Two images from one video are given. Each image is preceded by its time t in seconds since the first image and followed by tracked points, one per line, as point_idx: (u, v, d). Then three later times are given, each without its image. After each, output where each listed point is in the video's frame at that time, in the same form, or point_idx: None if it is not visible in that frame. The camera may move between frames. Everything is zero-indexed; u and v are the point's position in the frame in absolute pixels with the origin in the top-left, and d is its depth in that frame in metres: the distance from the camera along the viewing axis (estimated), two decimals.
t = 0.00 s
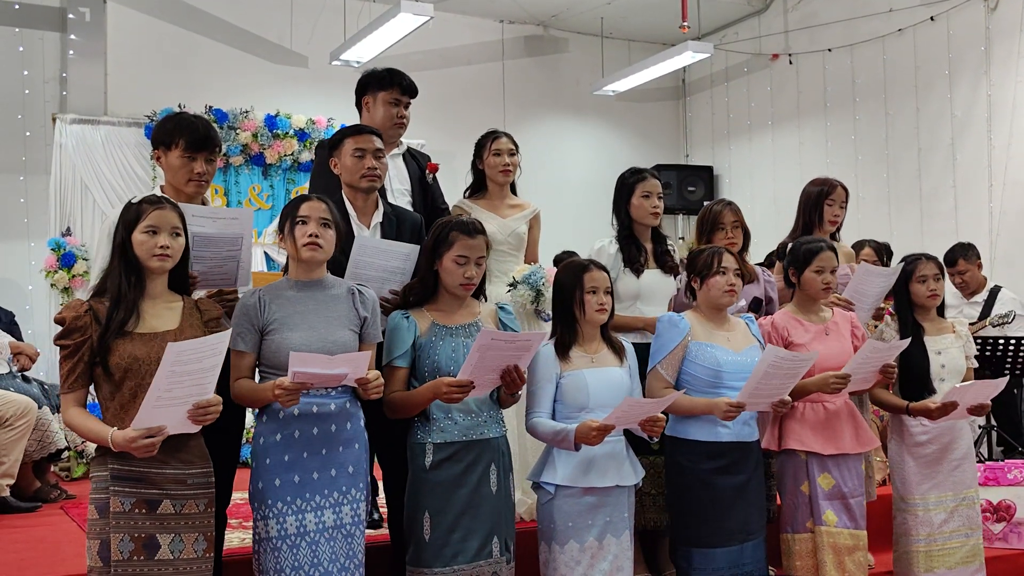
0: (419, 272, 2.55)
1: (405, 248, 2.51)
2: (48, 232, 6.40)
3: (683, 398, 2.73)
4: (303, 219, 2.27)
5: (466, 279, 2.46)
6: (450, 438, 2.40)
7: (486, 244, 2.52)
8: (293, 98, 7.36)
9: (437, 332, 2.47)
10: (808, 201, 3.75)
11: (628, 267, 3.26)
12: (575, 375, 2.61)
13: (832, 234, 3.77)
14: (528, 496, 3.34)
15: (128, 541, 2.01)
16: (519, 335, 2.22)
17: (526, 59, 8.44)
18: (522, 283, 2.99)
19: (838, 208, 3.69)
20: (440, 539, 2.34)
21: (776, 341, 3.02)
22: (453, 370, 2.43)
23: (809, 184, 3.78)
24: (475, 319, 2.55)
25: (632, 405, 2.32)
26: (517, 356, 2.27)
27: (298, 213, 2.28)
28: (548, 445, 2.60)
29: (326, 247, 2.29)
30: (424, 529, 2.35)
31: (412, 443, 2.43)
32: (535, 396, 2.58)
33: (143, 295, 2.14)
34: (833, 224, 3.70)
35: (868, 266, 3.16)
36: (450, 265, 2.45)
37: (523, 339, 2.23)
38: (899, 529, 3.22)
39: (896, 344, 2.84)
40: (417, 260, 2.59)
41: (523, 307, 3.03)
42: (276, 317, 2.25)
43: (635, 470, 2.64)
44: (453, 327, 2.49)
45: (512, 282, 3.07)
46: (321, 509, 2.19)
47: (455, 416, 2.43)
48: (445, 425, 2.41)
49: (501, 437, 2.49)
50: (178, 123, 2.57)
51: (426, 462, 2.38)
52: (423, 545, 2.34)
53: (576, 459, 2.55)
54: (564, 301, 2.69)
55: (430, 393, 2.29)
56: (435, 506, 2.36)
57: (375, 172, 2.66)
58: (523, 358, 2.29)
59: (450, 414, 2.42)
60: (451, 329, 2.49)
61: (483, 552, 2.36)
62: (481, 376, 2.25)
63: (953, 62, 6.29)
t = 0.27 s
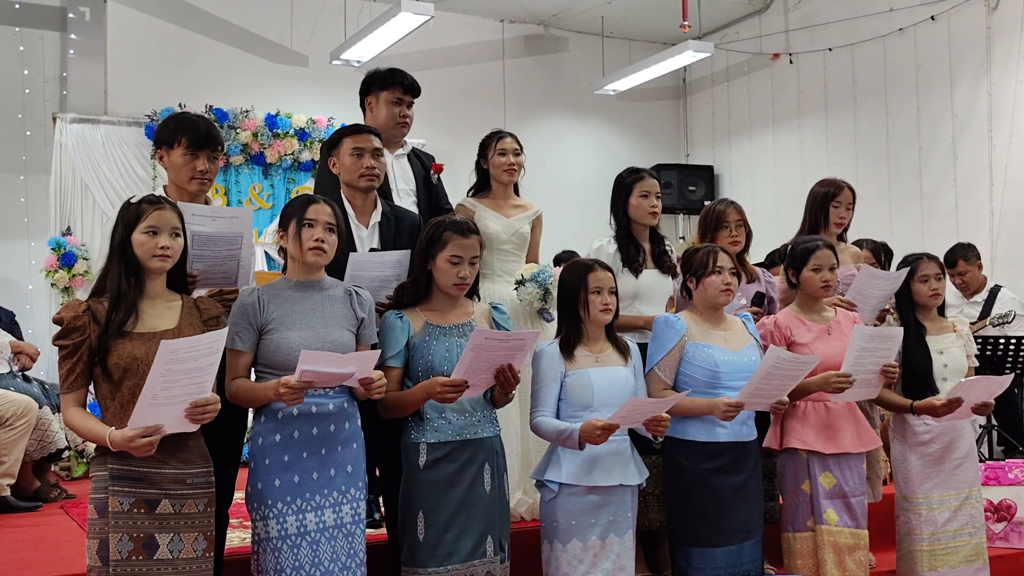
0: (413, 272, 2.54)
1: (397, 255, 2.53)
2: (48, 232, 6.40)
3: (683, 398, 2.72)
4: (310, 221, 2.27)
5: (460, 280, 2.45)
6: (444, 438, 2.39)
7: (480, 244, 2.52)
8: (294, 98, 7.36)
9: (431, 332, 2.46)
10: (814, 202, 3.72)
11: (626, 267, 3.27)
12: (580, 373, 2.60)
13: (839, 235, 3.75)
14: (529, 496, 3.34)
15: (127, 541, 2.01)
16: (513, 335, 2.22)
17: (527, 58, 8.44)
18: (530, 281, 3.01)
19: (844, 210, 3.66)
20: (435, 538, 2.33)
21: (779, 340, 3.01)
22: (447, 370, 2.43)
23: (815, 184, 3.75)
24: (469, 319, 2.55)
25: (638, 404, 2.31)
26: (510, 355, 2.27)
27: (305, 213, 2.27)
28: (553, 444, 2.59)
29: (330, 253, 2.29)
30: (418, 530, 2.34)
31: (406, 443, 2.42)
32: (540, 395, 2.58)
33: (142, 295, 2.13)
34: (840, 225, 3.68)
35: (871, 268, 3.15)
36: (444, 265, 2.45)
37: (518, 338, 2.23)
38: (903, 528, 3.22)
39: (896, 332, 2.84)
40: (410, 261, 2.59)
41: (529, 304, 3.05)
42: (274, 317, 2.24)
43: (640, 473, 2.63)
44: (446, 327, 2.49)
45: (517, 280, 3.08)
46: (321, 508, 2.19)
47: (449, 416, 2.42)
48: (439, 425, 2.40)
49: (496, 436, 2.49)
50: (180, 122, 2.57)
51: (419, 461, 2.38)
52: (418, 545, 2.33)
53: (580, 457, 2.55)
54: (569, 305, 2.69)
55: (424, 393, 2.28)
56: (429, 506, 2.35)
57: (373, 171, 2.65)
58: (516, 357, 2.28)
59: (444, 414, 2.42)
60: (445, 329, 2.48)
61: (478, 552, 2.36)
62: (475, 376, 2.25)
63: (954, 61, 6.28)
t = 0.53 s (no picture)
0: (407, 272, 2.54)
1: (390, 262, 2.50)
2: (49, 232, 6.40)
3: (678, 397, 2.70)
4: (316, 220, 2.27)
5: (457, 280, 2.45)
6: (440, 438, 2.39)
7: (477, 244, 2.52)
8: (293, 98, 7.36)
9: (428, 332, 2.47)
10: (819, 202, 3.71)
11: (628, 266, 3.26)
12: (585, 373, 2.60)
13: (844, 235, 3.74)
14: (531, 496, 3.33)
15: (122, 542, 2.02)
16: (511, 334, 2.21)
17: (527, 58, 8.44)
18: (530, 282, 3.01)
19: (849, 210, 3.65)
20: (432, 539, 2.33)
21: (785, 340, 3.00)
22: (445, 371, 2.43)
23: (821, 184, 3.74)
24: (465, 319, 2.55)
25: (640, 403, 2.31)
26: (508, 355, 2.27)
27: (310, 213, 2.27)
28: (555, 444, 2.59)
29: (336, 248, 2.31)
30: (416, 530, 2.35)
31: (404, 444, 2.42)
32: (544, 393, 2.58)
33: (130, 296, 2.13)
34: (845, 226, 3.67)
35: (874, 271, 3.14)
36: (441, 266, 2.45)
37: (515, 338, 2.23)
38: (911, 527, 3.21)
39: (905, 340, 2.85)
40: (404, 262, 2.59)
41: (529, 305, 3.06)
42: (280, 317, 2.24)
43: (643, 471, 2.63)
44: (443, 327, 2.49)
45: (518, 281, 3.08)
46: (328, 508, 2.20)
47: (446, 416, 2.42)
48: (437, 425, 2.40)
49: (492, 436, 2.48)
50: (182, 123, 2.57)
51: (417, 461, 2.38)
52: (415, 546, 2.34)
53: (583, 455, 2.55)
54: (573, 297, 2.68)
55: (422, 393, 2.29)
56: (427, 506, 2.35)
57: (369, 171, 2.66)
58: (514, 357, 2.28)
59: (441, 414, 2.42)
60: (442, 329, 2.48)
61: (476, 552, 2.36)
62: (472, 376, 2.24)
63: (954, 60, 6.27)
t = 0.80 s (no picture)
0: (408, 272, 2.54)
1: (389, 267, 2.49)
2: (49, 232, 6.40)
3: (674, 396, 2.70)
4: (318, 222, 2.27)
5: (458, 280, 2.45)
6: (443, 438, 2.39)
7: (478, 244, 2.52)
8: (294, 98, 7.36)
9: (430, 333, 2.47)
10: (823, 202, 3.71)
11: (634, 265, 3.26)
12: (585, 372, 2.60)
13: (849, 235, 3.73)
14: (534, 496, 3.33)
15: (120, 542, 2.02)
16: (514, 333, 2.21)
17: (527, 59, 8.44)
18: (528, 285, 3.01)
19: (854, 210, 3.64)
20: (434, 540, 2.33)
21: (791, 339, 3.00)
22: (447, 371, 2.43)
23: (826, 184, 3.74)
24: (467, 319, 2.55)
25: (641, 400, 2.31)
26: (510, 355, 2.27)
27: (312, 214, 2.26)
28: (555, 445, 2.59)
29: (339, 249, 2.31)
30: (419, 531, 2.34)
31: (406, 444, 2.42)
32: (544, 392, 2.58)
33: (119, 298, 2.14)
34: (848, 225, 3.66)
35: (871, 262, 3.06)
36: (443, 265, 2.45)
37: (519, 338, 2.23)
38: (918, 526, 3.21)
39: (911, 340, 2.86)
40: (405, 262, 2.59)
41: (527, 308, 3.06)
42: (286, 317, 2.24)
43: (644, 469, 2.64)
44: (445, 327, 2.49)
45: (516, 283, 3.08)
46: (336, 507, 2.20)
47: (448, 416, 2.42)
48: (439, 425, 2.41)
49: (495, 436, 2.48)
50: (182, 124, 2.57)
51: (419, 462, 2.38)
52: (418, 546, 2.33)
53: (585, 454, 2.55)
54: (576, 298, 2.68)
55: (424, 394, 2.29)
56: (429, 506, 2.35)
57: (366, 171, 2.66)
58: (517, 357, 2.28)
59: (444, 415, 2.42)
60: (443, 329, 2.49)
61: (478, 551, 2.36)
62: (476, 376, 2.24)
63: (955, 60, 6.27)
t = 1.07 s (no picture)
0: (416, 272, 2.54)
1: (393, 267, 2.49)
2: (50, 232, 6.40)
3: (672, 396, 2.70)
4: (317, 231, 2.26)
5: (465, 279, 2.45)
6: (449, 438, 2.39)
7: (484, 244, 2.52)
8: (295, 98, 7.36)
9: (436, 333, 2.47)
10: (825, 202, 3.71)
11: (641, 265, 3.26)
12: (582, 372, 2.60)
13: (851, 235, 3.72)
14: (534, 497, 3.33)
15: (118, 543, 2.01)
16: (522, 332, 2.21)
17: (528, 59, 8.43)
18: (519, 287, 2.98)
19: (855, 209, 3.63)
20: (440, 540, 2.33)
21: (793, 340, 2.99)
22: (454, 370, 2.43)
23: (827, 184, 3.74)
24: (473, 319, 2.55)
25: (640, 397, 2.31)
26: (519, 354, 2.26)
27: (311, 222, 2.25)
28: (554, 446, 2.59)
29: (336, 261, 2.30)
30: (425, 530, 2.34)
31: (413, 444, 2.42)
32: (541, 394, 2.58)
33: (119, 298, 2.13)
34: (850, 224, 3.64)
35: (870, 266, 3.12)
36: (450, 265, 2.45)
37: (527, 337, 2.23)
38: (920, 526, 3.21)
39: (909, 335, 2.87)
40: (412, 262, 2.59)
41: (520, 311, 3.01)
42: (288, 319, 2.24)
43: (645, 469, 2.64)
44: (451, 327, 2.49)
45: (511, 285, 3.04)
46: (341, 507, 2.20)
47: (455, 416, 2.42)
48: (446, 425, 2.40)
49: (500, 436, 2.48)
50: (183, 124, 2.56)
51: (425, 462, 2.38)
52: (423, 546, 2.34)
53: (585, 455, 2.55)
54: (574, 300, 2.67)
55: (431, 393, 2.28)
56: (435, 506, 2.35)
57: (366, 171, 2.66)
58: (525, 357, 2.28)
59: (451, 415, 2.42)
60: (450, 329, 2.48)
61: (483, 552, 2.36)
62: (483, 375, 2.25)
63: (956, 60, 6.27)
